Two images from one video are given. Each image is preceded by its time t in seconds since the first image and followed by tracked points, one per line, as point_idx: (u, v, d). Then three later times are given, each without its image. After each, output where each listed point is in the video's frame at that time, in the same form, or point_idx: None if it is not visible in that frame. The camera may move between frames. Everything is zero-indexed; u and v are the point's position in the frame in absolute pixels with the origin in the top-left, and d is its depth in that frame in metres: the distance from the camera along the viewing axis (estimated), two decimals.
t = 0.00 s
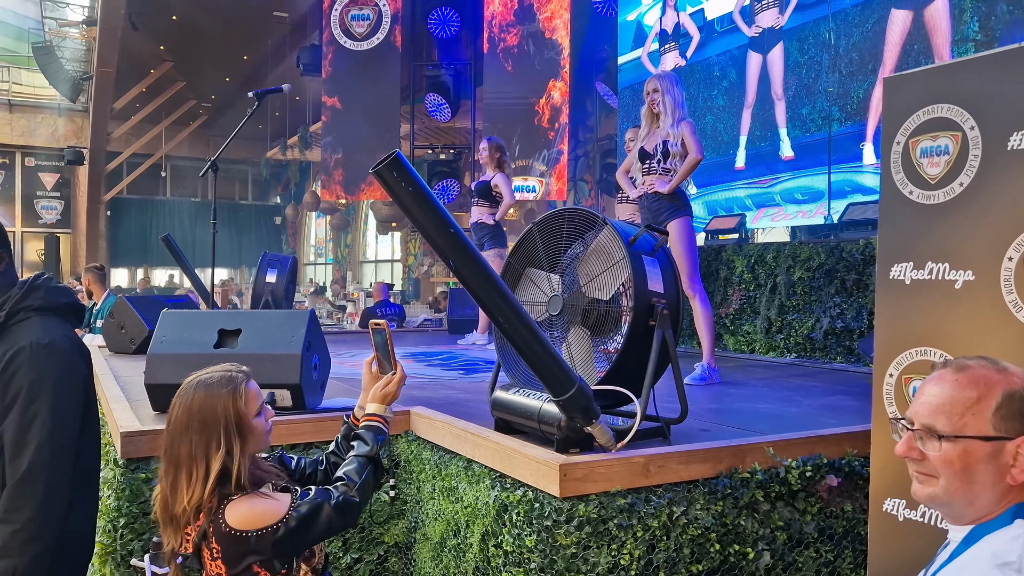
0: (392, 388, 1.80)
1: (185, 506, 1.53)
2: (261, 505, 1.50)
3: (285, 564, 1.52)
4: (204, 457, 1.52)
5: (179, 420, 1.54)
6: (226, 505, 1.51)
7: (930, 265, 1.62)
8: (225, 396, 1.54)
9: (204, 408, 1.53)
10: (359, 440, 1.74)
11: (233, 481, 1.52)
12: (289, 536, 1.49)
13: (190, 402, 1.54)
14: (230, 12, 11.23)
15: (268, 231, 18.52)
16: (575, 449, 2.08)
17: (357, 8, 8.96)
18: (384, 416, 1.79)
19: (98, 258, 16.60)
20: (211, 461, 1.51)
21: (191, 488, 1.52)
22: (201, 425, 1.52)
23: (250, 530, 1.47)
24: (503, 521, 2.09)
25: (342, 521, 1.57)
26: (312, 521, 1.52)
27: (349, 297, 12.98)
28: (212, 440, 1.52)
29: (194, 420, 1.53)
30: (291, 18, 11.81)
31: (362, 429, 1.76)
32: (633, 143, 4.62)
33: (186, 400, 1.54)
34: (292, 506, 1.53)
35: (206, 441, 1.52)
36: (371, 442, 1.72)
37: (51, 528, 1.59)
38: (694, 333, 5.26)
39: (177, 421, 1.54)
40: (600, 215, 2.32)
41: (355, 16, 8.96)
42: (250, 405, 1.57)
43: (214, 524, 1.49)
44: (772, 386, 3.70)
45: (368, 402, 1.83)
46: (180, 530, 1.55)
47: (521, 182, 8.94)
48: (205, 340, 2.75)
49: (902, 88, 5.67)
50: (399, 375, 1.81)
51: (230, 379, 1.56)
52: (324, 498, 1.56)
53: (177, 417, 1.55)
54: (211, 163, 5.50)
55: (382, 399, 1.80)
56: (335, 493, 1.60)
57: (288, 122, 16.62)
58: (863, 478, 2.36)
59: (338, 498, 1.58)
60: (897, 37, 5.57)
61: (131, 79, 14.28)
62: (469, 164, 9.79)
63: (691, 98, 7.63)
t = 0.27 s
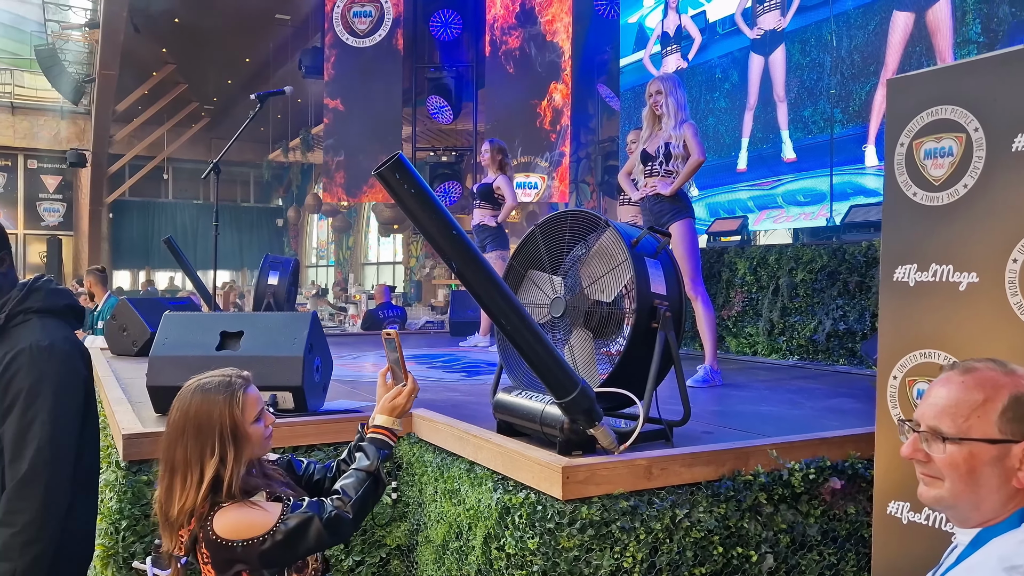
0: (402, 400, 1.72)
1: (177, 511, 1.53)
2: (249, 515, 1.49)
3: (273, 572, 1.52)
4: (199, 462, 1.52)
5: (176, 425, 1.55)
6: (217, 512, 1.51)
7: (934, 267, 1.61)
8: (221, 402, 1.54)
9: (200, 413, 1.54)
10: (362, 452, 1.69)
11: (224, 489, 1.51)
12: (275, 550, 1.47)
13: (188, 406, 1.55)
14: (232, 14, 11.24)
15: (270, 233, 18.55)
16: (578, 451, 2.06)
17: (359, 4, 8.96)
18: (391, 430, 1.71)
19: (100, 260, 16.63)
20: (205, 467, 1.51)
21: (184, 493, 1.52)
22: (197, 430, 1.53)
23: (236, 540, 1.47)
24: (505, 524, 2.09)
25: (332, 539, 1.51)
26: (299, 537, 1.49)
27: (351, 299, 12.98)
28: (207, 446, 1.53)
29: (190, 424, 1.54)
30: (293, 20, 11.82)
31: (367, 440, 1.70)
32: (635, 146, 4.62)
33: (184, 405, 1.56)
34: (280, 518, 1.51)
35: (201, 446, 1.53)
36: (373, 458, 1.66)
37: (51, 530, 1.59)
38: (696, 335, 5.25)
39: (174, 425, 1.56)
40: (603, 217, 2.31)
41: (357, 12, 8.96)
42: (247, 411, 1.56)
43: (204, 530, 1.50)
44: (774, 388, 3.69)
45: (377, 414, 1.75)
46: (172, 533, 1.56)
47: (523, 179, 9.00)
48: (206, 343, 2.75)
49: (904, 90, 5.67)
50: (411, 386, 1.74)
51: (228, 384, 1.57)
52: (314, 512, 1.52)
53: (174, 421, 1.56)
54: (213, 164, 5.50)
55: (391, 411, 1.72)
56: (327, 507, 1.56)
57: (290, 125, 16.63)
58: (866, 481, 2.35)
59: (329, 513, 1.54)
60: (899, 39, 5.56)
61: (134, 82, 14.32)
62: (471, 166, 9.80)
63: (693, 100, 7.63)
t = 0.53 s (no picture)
0: (406, 413, 1.66)
1: (172, 518, 1.53)
2: (239, 525, 1.49)
3: None
4: (194, 469, 1.53)
5: (173, 431, 1.56)
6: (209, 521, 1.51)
7: (935, 269, 1.61)
8: (216, 409, 1.55)
9: (195, 421, 1.55)
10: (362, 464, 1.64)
11: (217, 497, 1.51)
12: (264, 561, 1.47)
13: (183, 413, 1.56)
14: (234, 16, 11.26)
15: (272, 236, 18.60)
16: (579, 453, 2.06)
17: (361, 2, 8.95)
18: (392, 445, 1.64)
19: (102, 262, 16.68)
20: (200, 474, 1.52)
21: (178, 500, 1.53)
22: (193, 437, 1.54)
23: (226, 549, 1.47)
24: (505, 526, 2.08)
25: (323, 553, 1.49)
26: (289, 548, 1.48)
27: (352, 301, 13.01)
28: (202, 453, 1.53)
29: (186, 431, 1.55)
30: (295, 22, 11.84)
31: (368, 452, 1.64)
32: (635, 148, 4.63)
33: (179, 411, 1.56)
34: (269, 530, 1.50)
35: (196, 453, 1.54)
36: (371, 473, 1.60)
37: (50, 534, 1.59)
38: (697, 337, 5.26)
39: (171, 432, 1.57)
40: (604, 219, 2.31)
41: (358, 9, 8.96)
42: (243, 419, 1.56)
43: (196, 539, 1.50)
44: (775, 390, 3.68)
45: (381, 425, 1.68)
46: (167, 539, 1.57)
47: (524, 175, 8.93)
48: (207, 344, 2.75)
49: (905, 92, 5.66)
50: (415, 399, 1.67)
51: (224, 392, 1.57)
52: (305, 525, 1.50)
53: (171, 428, 1.57)
54: (214, 166, 5.51)
55: (395, 424, 1.65)
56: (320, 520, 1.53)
57: (292, 127, 16.67)
58: (867, 484, 2.35)
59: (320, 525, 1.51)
60: (900, 41, 5.56)
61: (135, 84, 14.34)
62: (472, 168, 9.82)
63: (693, 102, 7.64)
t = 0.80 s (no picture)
0: (409, 420, 1.65)
1: (171, 523, 1.53)
2: (238, 532, 1.49)
3: None
4: (193, 476, 1.53)
5: (173, 436, 1.57)
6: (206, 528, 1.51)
7: (936, 271, 1.61)
8: (215, 415, 1.55)
9: (195, 427, 1.55)
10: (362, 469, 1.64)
11: (216, 504, 1.51)
12: (262, 568, 1.47)
13: (183, 418, 1.57)
14: (234, 19, 11.27)
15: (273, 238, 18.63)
16: (579, 456, 2.06)
17: None
18: (394, 452, 1.65)
19: (103, 264, 16.69)
20: (199, 481, 1.52)
21: (177, 507, 1.52)
22: (193, 442, 1.55)
23: (223, 556, 1.47)
24: (506, 529, 2.08)
25: (321, 561, 1.50)
26: (287, 556, 1.48)
27: (353, 304, 13.00)
28: (201, 460, 1.53)
29: (186, 437, 1.55)
30: (296, 25, 11.85)
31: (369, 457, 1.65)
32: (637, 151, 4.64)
33: (179, 417, 1.57)
34: (266, 538, 1.49)
35: (195, 460, 1.54)
36: (372, 481, 1.60)
37: (48, 536, 1.59)
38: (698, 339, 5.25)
39: (171, 437, 1.57)
40: (604, 222, 2.31)
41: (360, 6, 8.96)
42: (243, 425, 1.56)
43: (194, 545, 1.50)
44: (776, 393, 3.68)
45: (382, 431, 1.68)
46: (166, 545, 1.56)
47: (525, 171, 8.89)
48: (208, 347, 2.75)
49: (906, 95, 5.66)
50: (419, 406, 1.66)
51: (225, 398, 1.57)
52: (303, 532, 1.50)
53: (172, 434, 1.57)
54: (214, 168, 5.51)
55: (397, 431, 1.65)
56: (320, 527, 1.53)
57: (293, 129, 16.67)
58: (867, 486, 2.35)
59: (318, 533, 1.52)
60: (901, 43, 5.56)
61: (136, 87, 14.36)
62: (472, 171, 9.82)
63: (694, 105, 7.63)
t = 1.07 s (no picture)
0: (411, 412, 1.63)
1: (175, 525, 1.53)
2: (242, 531, 1.49)
3: None
4: (196, 478, 1.52)
5: (175, 438, 1.56)
6: (211, 529, 1.50)
7: (938, 271, 1.61)
8: (217, 416, 1.55)
9: (197, 428, 1.55)
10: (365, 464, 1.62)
11: (220, 505, 1.51)
12: (266, 567, 1.46)
13: (186, 420, 1.57)
14: (236, 21, 11.28)
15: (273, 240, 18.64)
16: (580, 457, 2.06)
17: None
18: (398, 445, 1.64)
19: (104, 266, 16.71)
20: (202, 483, 1.52)
21: (181, 508, 1.52)
22: (196, 443, 1.55)
23: (228, 556, 1.47)
24: (507, 530, 2.07)
25: (325, 557, 1.49)
26: (291, 553, 1.47)
27: (353, 306, 12.99)
28: (204, 461, 1.53)
29: (189, 439, 1.55)
30: (297, 27, 11.86)
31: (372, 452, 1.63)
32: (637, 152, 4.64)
33: (182, 419, 1.57)
34: (271, 535, 1.49)
35: (198, 461, 1.53)
36: (375, 475, 1.59)
37: (49, 537, 1.59)
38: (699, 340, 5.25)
39: (174, 439, 1.57)
40: (605, 222, 2.31)
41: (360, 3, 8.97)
42: (246, 427, 1.56)
43: (199, 546, 1.49)
44: (777, 394, 3.67)
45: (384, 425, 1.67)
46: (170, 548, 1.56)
47: (525, 166, 8.88)
48: (208, 348, 2.75)
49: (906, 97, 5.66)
50: (421, 398, 1.64)
51: (228, 400, 1.57)
52: (307, 528, 1.49)
53: (175, 436, 1.57)
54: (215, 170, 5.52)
55: (399, 424, 1.64)
56: (323, 523, 1.52)
57: (293, 131, 16.68)
58: (869, 487, 2.34)
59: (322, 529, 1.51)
60: (901, 45, 5.57)
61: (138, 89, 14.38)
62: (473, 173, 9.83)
63: (695, 107, 7.64)
